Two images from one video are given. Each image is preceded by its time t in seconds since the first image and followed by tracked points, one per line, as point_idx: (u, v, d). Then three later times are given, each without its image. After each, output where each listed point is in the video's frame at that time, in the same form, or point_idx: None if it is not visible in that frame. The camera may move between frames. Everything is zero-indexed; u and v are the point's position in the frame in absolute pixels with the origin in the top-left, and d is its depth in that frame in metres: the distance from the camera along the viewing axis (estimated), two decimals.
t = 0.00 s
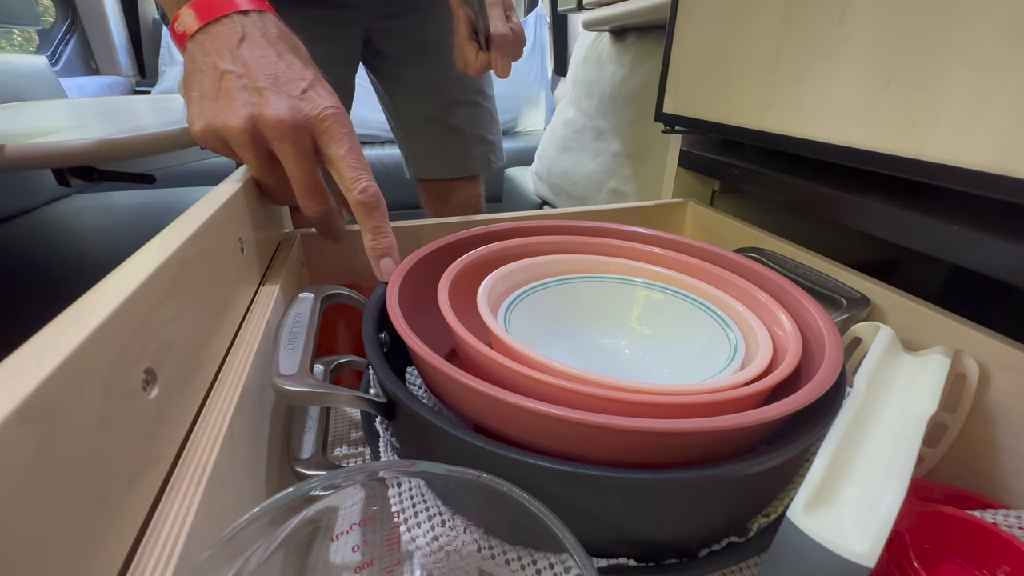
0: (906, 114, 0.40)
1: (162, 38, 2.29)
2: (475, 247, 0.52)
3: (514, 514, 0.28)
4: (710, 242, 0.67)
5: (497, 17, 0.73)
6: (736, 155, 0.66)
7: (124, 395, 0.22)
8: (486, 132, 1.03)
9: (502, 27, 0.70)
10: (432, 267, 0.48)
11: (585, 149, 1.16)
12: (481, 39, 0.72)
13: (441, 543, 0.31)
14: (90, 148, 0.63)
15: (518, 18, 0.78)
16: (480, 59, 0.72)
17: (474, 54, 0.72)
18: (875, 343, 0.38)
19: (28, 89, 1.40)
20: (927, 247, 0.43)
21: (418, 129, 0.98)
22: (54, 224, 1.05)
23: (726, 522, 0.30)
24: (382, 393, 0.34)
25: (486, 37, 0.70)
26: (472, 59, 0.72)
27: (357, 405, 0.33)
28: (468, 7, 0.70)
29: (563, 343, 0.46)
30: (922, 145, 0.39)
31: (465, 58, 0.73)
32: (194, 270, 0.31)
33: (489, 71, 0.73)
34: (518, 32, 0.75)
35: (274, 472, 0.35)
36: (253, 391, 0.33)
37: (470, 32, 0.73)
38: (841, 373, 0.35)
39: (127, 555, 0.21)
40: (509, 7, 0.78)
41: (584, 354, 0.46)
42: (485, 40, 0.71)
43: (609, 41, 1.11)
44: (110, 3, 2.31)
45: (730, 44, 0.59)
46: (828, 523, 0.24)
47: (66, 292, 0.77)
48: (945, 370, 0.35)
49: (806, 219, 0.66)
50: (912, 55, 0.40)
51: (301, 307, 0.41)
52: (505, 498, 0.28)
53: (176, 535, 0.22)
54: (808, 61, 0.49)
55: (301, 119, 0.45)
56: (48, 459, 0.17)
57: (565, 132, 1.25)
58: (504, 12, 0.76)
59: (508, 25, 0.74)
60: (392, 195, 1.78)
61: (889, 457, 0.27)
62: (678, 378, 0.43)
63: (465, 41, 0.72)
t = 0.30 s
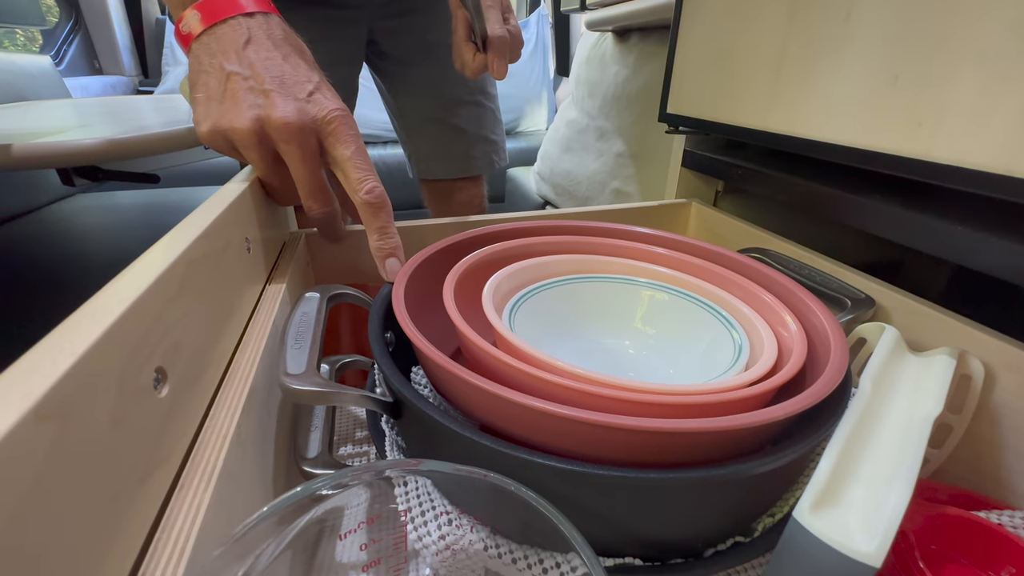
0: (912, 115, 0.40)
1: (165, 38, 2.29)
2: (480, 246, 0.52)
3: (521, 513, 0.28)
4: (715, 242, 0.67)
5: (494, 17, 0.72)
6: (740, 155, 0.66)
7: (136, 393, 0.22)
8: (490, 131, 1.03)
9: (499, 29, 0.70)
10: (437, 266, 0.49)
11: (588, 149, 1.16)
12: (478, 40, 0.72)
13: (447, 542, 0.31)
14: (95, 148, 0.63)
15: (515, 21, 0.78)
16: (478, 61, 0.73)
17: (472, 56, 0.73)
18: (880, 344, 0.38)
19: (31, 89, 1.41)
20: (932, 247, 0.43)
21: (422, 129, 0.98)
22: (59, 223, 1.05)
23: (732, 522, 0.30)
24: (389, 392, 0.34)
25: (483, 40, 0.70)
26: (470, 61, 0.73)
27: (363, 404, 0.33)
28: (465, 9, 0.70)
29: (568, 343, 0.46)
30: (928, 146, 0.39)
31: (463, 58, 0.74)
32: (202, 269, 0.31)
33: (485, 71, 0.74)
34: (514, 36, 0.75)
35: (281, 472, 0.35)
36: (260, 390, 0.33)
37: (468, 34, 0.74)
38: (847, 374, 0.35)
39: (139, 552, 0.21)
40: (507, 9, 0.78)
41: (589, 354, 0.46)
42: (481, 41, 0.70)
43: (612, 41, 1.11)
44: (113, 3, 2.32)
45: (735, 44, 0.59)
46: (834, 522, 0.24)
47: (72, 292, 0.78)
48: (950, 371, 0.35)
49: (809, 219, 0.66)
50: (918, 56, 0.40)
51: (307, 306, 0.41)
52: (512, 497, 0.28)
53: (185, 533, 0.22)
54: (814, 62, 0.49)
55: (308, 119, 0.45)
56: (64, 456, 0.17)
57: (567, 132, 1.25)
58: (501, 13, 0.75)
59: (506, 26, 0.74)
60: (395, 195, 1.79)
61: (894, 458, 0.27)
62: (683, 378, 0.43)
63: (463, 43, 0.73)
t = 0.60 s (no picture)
0: (912, 116, 0.41)
1: (166, 38, 2.30)
2: (481, 246, 0.52)
3: (522, 512, 0.28)
4: (715, 242, 0.67)
5: (503, 19, 0.71)
6: (741, 156, 0.66)
7: (140, 392, 0.22)
8: (491, 131, 1.03)
9: (508, 31, 0.69)
10: (438, 266, 0.49)
11: (588, 149, 1.16)
12: (487, 41, 0.73)
13: (449, 540, 0.31)
14: (97, 148, 0.63)
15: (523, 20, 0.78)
16: (486, 61, 0.73)
17: (480, 56, 0.74)
18: (880, 344, 0.38)
19: (32, 88, 1.41)
20: (932, 248, 0.43)
21: (423, 129, 0.98)
22: (60, 222, 1.05)
23: (732, 521, 0.30)
24: (391, 392, 0.34)
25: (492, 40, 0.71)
26: (479, 61, 0.74)
27: (365, 403, 0.33)
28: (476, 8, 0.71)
29: (568, 343, 0.46)
30: (929, 146, 0.39)
31: (472, 59, 0.74)
32: (205, 269, 0.31)
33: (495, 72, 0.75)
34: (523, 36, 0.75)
35: (283, 471, 0.35)
36: (263, 390, 0.33)
37: (477, 34, 0.74)
38: (847, 374, 0.35)
39: (143, 550, 0.21)
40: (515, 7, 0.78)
41: (590, 354, 0.46)
42: (491, 42, 0.71)
43: (612, 41, 1.11)
44: (114, 3, 2.32)
45: (736, 45, 0.59)
46: (834, 522, 0.24)
47: (73, 291, 0.78)
48: (950, 371, 0.35)
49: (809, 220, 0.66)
50: (919, 57, 0.40)
51: (309, 306, 0.41)
52: (514, 496, 0.28)
53: (189, 532, 0.23)
54: (815, 62, 0.49)
55: (310, 119, 0.46)
56: (70, 454, 0.17)
57: (568, 131, 1.25)
58: (511, 15, 0.75)
59: (515, 27, 0.74)
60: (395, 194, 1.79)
61: (895, 457, 0.27)
62: (683, 378, 0.43)
63: (472, 43, 0.74)
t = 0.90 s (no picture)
0: (907, 112, 0.41)
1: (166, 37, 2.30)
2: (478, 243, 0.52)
3: (516, 505, 0.28)
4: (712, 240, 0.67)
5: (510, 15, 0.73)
6: (738, 154, 0.66)
7: (135, 384, 0.22)
8: (491, 128, 1.02)
9: (515, 25, 0.72)
10: (435, 263, 0.49)
11: (587, 148, 1.16)
12: (494, 35, 0.72)
13: (444, 534, 0.30)
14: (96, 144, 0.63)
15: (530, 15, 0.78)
16: (493, 56, 0.72)
17: (487, 51, 0.72)
18: (874, 339, 0.39)
19: (32, 85, 1.41)
20: (927, 244, 0.43)
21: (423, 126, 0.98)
22: (59, 220, 1.05)
23: (725, 515, 0.30)
24: (386, 386, 0.34)
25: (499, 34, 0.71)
26: (486, 56, 0.72)
27: (360, 397, 0.33)
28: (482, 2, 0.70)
29: (565, 339, 0.46)
30: (925, 142, 0.39)
31: (478, 54, 0.72)
32: (200, 263, 0.31)
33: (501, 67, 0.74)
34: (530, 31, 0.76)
35: (278, 465, 0.35)
36: (258, 384, 0.33)
37: (484, 29, 0.73)
38: (841, 369, 0.35)
39: (137, 541, 0.22)
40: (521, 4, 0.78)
41: (586, 350, 0.46)
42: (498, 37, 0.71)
43: (611, 40, 1.11)
44: (114, 2, 2.32)
45: (733, 42, 0.59)
46: (826, 514, 0.24)
47: (70, 288, 0.78)
48: (944, 366, 0.35)
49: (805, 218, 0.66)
50: (915, 53, 0.40)
51: (306, 302, 0.41)
52: (507, 488, 0.28)
53: (183, 523, 0.23)
54: (811, 59, 0.49)
55: (260, 85, 0.38)
56: (64, 443, 0.17)
57: (566, 130, 1.25)
58: (517, 10, 0.76)
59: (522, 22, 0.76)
60: (394, 193, 1.79)
61: (887, 450, 0.28)
62: (679, 374, 0.43)
63: (479, 38, 0.71)
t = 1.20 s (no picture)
0: (902, 113, 0.41)
1: (167, 36, 2.30)
2: (476, 242, 0.52)
3: (512, 503, 0.28)
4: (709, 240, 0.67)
5: (508, 19, 0.72)
6: (735, 154, 0.66)
7: (133, 382, 0.22)
8: (491, 128, 1.03)
9: (514, 31, 0.70)
10: (433, 263, 0.49)
11: (586, 148, 1.16)
12: (494, 40, 0.72)
13: (440, 532, 0.31)
14: (95, 144, 0.63)
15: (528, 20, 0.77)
16: (493, 60, 0.73)
17: (487, 55, 0.73)
18: (869, 339, 0.39)
19: (32, 85, 1.41)
20: (923, 244, 0.43)
21: (423, 126, 0.98)
22: (58, 219, 1.06)
23: (720, 514, 0.30)
24: (383, 385, 0.34)
25: (497, 40, 0.71)
26: (485, 60, 0.73)
27: (357, 396, 0.33)
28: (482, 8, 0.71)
29: (562, 338, 0.47)
30: (920, 143, 0.40)
31: (477, 58, 0.73)
32: (199, 263, 0.31)
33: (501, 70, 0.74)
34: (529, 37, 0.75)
35: (276, 464, 0.36)
36: (256, 383, 0.33)
37: (485, 34, 0.73)
38: (835, 367, 0.35)
39: (134, 538, 0.22)
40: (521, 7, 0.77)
41: (583, 349, 0.46)
42: (497, 41, 0.71)
43: (610, 40, 1.11)
44: (114, 1, 2.32)
45: (730, 42, 0.59)
46: (820, 512, 0.24)
47: (71, 287, 0.78)
48: (938, 366, 0.35)
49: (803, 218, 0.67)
50: (910, 54, 0.40)
51: (303, 300, 0.41)
52: (503, 486, 0.28)
53: (180, 520, 0.23)
54: (807, 61, 0.49)
55: (289, 112, 0.40)
56: (61, 442, 0.17)
57: (566, 130, 1.26)
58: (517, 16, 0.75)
59: (520, 27, 0.74)
60: (393, 193, 1.79)
61: (880, 449, 0.28)
62: (676, 373, 0.44)
63: (479, 42, 0.72)
